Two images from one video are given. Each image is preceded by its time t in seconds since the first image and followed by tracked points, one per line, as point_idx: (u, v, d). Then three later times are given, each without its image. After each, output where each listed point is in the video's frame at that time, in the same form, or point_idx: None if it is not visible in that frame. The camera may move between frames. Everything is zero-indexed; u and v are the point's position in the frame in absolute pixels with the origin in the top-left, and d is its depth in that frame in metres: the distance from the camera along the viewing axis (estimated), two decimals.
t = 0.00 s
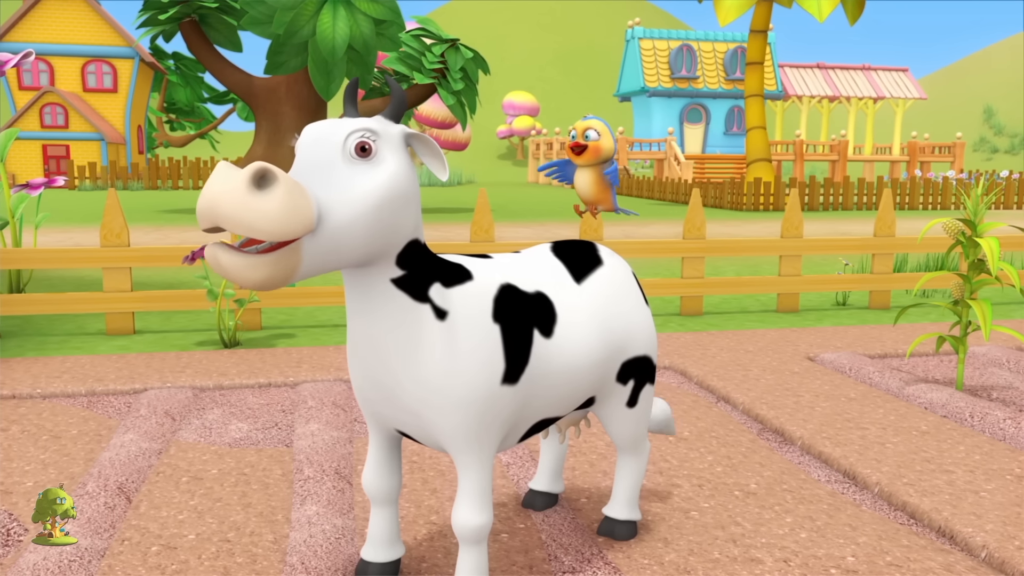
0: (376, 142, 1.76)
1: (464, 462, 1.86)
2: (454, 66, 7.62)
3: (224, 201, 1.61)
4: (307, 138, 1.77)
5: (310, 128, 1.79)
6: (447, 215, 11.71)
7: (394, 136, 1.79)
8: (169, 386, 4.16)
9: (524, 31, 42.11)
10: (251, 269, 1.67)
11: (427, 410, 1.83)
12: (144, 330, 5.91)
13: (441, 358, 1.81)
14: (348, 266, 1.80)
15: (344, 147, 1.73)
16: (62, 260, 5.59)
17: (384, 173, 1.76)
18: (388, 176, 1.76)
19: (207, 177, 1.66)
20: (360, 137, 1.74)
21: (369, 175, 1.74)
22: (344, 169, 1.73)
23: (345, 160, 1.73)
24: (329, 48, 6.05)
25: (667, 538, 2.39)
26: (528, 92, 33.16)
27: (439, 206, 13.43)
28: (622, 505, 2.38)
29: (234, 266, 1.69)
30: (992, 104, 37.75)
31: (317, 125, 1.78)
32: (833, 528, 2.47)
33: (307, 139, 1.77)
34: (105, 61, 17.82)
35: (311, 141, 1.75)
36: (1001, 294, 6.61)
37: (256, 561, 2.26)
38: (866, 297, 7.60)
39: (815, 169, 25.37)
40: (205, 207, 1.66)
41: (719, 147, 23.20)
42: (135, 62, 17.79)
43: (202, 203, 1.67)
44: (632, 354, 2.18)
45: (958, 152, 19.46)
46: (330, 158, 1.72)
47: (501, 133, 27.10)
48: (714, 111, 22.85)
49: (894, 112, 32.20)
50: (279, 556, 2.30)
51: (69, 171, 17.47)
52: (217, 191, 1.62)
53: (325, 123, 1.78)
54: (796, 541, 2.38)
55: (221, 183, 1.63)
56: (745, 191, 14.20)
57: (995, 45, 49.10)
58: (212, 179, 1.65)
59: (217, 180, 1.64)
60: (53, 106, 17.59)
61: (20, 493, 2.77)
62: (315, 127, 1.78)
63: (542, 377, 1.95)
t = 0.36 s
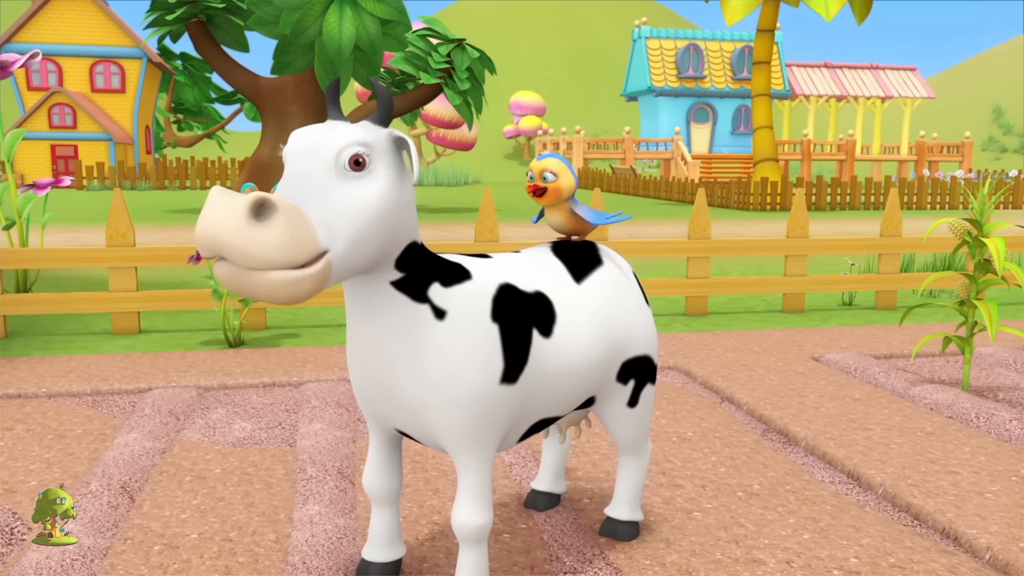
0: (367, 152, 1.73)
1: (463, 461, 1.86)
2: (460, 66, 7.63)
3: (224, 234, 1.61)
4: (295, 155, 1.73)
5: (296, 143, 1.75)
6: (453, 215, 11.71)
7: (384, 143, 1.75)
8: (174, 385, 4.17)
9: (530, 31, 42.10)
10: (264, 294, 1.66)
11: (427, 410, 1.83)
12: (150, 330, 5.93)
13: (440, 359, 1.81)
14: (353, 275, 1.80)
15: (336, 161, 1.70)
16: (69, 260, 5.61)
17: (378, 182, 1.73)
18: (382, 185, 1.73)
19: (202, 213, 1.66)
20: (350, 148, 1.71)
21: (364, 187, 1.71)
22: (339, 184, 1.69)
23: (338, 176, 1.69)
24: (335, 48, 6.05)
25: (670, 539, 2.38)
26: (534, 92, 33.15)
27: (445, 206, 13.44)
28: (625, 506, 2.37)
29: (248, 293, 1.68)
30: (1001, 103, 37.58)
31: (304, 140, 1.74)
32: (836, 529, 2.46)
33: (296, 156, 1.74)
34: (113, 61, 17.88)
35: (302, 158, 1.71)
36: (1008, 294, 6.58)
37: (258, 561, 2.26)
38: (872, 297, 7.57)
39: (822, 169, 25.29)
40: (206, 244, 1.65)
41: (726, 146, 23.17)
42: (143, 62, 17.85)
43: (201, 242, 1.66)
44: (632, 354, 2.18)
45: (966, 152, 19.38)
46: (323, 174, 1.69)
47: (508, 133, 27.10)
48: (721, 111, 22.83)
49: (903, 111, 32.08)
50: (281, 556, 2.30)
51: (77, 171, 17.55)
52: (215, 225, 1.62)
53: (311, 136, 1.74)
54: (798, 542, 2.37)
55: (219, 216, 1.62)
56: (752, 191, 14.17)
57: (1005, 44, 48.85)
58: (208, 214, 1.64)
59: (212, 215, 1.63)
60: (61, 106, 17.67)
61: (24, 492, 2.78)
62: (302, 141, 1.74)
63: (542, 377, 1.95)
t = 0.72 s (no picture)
0: (433, 175, 1.75)
1: (466, 462, 1.86)
2: (468, 66, 7.65)
3: (369, 299, 1.55)
4: (362, 180, 1.67)
5: (355, 166, 1.67)
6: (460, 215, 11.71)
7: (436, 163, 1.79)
8: (180, 384, 4.19)
9: (538, 31, 42.08)
10: (373, 364, 1.66)
11: (430, 411, 1.83)
12: (157, 329, 5.95)
13: (445, 359, 1.80)
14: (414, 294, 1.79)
15: (416, 188, 1.69)
16: (77, 260, 5.64)
17: (448, 206, 1.78)
18: (449, 209, 1.79)
19: (316, 275, 1.57)
20: (423, 172, 1.71)
21: (439, 214, 1.75)
22: (423, 213, 1.71)
23: (422, 204, 1.70)
24: (343, 48, 6.04)
25: (673, 540, 2.38)
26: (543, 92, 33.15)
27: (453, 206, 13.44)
28: (628, 507, 2.36)
29: (340, 361, 1.65)
30: (1013, 103, 37.33)
31: (363, 163, 1.68)
32: (840, 531, 2.45)
33: (363, 182, 1.67)
34: (123, 62, 17.97)
35: (373, 184, 1.66)
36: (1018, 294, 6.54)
37: (260, 560, 2.26)
38: (880, 297, 7.54)
39: (832, 168, 25.19)
40: (323, 308, 1.58)
41: (735, 146, 23.10)
42: (153, 63, 17.93)
43: (316, 304, 1.58)
44: (637, 355, 2.17)
45: (977, 151, 19.26)
46: (405, 203, 1.68)
47: (516, 133, 27.09)
48: (730, 110, 22.77)
49: (913, 110, 31.91)
50: (283, 555, 2.30)
51: (88, 171, 17.63)
52: (358, 293, 1.55)
53: (373, 159, 1.68)
54: (801, 543, 2.36)
55: (354, 281, 1.56)
56: (760, 191, 14.13)
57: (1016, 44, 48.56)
58: (332, 277, 1.57)
59: (346, 281, 1.56)
60: (72, 106, 17.74)
61: (30, 490, 2.79)
62: (364, 165, 1.67)
63: (545, 378, 1.94)
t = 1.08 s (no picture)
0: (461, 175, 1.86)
1: (468, 463, 1.85)
2: (477, 65, 7.65)
3: (467, 291, 1.53)
4: (409, 182, 1.74)
5: (399, 169, 1.74)
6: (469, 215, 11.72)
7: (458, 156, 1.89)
8: (187, 384, 4.21)
9: (548, 30, 42.04)
10: (408, 363, 1.66)
11: (431, 411, 1.82)
12: (166, 328, 5.97)
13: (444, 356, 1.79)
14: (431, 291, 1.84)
15: (455, 183, 1.80)
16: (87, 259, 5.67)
17: (474, 198, 1.89)
18: (474, 207, 1.90)
19: (424, 284, 1.52)
20: (457, 167, 1.81)
21: (470, 210, 1.85)
22: (460, 207, 1.82)
23: (459, 199, 1.81)
24: (352, 48, 5.91)
25: (675, 541, 2.37)
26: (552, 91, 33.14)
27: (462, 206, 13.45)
28: (630, 507, 2.35)
29: (389, 362, 1.65)
30: None
31: (406, 165, 1.75)
32: (844, 533, 2.43)
33: (412, 183, 1.74)
34: (135, 63, 18.07)
35: (421, 183, 1.74)
36: None
37: (262, 559, 2.27)
38: (890, 297, 7.50)
39: (843, 168, 25.06)
40: (428, 318, 1.53)
41: (745, 145, 23.03)
42: (165, 64, 18.02)
43: (424, 315, 1.53)
44: (641, 356, 2.16)
45: (990, 150, 19.11)
46: (448, 200, 1.77)
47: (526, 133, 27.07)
48: (740, 109, 22.69)
49: (926, 109, 31.71)
50: (285, 554, 2.31)
51: (100, 171, 17.72)
52: (466, 296, 1.53)
53: (413, 161, 1.75)
54: (805, 545, 2.35)
55: (458, 285, 1.53)
56: (771, 191, 14.08)
57: None
58: (438, 283, 1.52)
59: (453, 285, 1.53)
60: (84, 107, 17.84)
61: (35, 489, 2.81)
62: (407, 166, 1.74)
63: (548, 378, 1.93)
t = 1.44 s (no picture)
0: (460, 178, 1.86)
1: (466, 462, 1.85)
2: (488, 65, 7.62)
3: (465, 291, 1.52)
4: (410, 181, 1.74)
5: (399, 169, 1.74)
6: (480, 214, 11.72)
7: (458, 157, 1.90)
8: (195, 382, 4.23)
9: (560, 30, 42.04)
10: (435, 342, 1.58)
11: (429, 410, 1.82)
12: (175, 327, 6.00)
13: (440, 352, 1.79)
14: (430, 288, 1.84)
15: (454, 184, 1.80)
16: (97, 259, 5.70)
17: (472, 198, 1.89)
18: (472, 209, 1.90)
19: (427, 282, 1.51)
20: (456, 168, 1.81)
21: (468, 212, 1.85)
22: (459, 208, 1.82)
23: (457, 200, 1.81)
24: (363, 48, 5.85)
25: (679, 542, 2.36)
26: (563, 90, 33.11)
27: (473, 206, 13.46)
28: (634, 508, 2.34)
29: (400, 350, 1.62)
30: None
31: (407, 164, 1.75)
32: (849, 535, 2.42)
33: (412, 183, 1.74)
34: (149, 63, 18.18)
35: (420, 182, 1.74)
36: None
37: (265, 559, 2.27)
38: (901, 297, 7.45)
39: (857, 167, 24.91)
40: (429, 315, 1.52)
41: (757, 145, 22.95)
42: (178, 65, 18.11)
43: (425, 312, 1.52)
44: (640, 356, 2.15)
45: (1006, 149, 18.95)
46: (446, 201, 1.78)
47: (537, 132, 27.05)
48: (753, 108, 22.61)
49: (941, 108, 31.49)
50: (289, 553, 2.31)
51: (113, 171, 17.83)
52: (466, 296, 1.52)
53: (414, 160, 1.75)
54: (811, 546, 2.33)
55: (460, 284, 1.52)
56: (783, 190, 14.03)
57: None
58: (440, 282, 1.51)
59: (454, 283, 1.52)
60: (98, 107, 17.94)
61: (42, 488, 2.82)
62: (407, 166, 1.74)
63: (547, 377, 1.92)
